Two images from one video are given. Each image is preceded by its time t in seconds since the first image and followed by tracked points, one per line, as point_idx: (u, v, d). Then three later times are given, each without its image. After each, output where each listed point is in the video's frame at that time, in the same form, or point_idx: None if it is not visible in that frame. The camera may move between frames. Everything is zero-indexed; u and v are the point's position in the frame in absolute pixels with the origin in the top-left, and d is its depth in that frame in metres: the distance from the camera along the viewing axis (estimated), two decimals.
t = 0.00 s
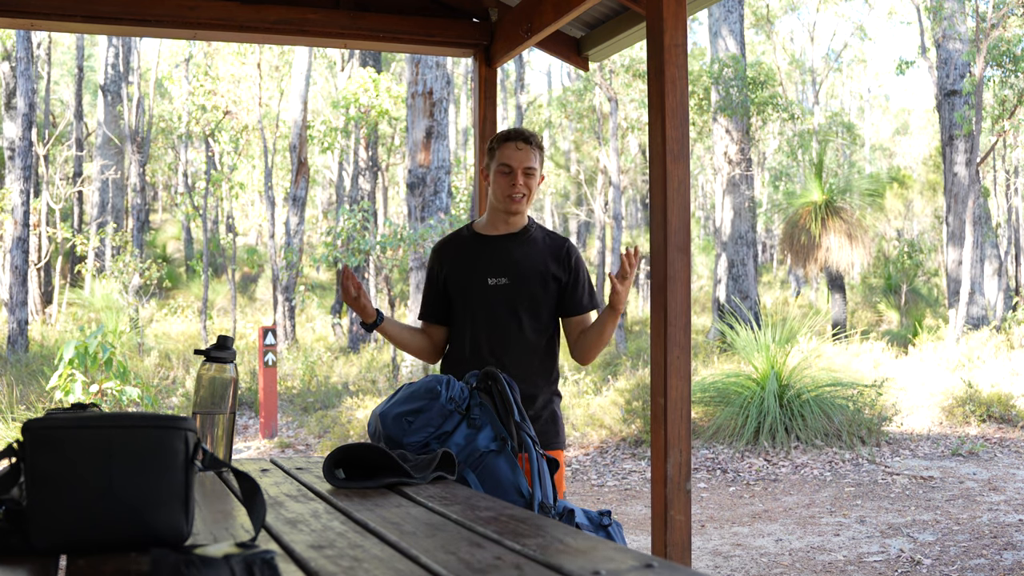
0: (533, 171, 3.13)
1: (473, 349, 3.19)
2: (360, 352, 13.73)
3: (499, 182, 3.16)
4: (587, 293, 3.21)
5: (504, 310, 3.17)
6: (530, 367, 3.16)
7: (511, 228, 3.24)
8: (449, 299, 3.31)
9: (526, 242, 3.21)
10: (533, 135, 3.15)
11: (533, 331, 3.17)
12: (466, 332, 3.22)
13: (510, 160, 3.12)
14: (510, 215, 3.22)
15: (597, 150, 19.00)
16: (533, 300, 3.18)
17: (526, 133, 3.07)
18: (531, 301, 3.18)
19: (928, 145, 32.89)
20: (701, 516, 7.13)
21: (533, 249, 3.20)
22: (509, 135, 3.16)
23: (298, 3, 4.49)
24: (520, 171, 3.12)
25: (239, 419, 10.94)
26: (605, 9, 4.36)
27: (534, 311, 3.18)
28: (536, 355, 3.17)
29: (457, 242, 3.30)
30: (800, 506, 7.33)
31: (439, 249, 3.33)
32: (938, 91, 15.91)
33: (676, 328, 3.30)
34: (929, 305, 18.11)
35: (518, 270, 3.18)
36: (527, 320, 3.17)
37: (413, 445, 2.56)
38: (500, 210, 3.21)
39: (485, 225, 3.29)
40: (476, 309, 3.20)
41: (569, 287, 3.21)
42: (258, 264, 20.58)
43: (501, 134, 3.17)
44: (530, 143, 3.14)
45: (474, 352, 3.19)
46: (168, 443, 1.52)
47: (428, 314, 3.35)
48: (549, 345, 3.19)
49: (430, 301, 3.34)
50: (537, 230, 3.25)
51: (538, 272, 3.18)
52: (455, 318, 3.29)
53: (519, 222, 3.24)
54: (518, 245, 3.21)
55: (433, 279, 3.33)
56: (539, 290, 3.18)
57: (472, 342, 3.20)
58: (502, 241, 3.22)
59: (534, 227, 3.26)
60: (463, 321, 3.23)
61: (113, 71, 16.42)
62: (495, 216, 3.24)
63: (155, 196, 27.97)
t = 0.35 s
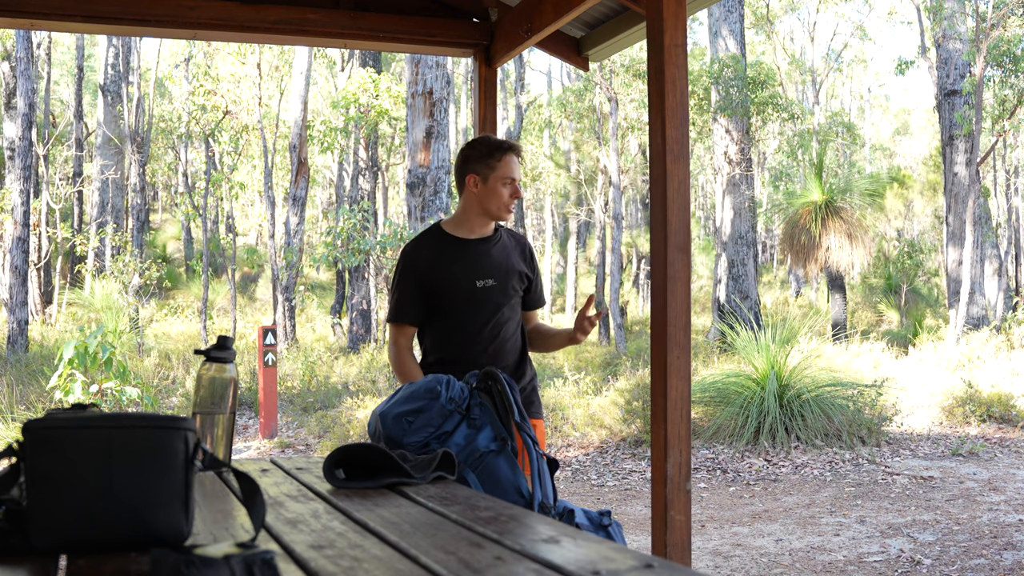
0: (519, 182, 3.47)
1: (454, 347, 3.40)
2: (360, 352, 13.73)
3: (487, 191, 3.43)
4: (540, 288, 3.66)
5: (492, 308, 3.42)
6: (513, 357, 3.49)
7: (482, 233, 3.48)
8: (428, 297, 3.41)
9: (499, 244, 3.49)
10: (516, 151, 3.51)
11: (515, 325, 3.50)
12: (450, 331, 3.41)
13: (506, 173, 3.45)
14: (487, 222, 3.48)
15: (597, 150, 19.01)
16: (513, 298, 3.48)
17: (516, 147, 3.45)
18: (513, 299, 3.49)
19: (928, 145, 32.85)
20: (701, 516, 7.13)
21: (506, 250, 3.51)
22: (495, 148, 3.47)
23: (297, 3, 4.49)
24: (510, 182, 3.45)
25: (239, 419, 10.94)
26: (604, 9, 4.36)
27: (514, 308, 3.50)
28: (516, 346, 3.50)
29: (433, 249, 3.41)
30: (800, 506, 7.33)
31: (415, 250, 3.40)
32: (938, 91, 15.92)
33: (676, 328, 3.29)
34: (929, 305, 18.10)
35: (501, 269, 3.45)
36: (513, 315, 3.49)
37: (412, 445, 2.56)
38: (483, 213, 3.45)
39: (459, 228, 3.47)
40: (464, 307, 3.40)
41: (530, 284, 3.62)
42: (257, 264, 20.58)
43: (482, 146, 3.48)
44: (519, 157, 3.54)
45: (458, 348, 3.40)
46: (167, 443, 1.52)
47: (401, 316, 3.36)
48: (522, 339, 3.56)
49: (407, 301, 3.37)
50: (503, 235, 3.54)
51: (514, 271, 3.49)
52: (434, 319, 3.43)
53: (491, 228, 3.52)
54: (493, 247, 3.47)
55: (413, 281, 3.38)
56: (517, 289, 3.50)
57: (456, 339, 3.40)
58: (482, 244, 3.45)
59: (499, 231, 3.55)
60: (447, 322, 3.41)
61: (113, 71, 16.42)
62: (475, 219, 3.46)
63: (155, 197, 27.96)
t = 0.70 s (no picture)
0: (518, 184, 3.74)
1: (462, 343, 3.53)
2: (360, 352, 13.74)
3: (496, 188, 3.64)
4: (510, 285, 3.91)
5: (500, 304, 3.59)
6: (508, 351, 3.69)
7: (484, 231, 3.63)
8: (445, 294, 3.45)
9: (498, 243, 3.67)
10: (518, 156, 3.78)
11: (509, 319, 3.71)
12: (460, 327, 3.52)
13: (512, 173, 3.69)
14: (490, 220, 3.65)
15: (598, 150, 19.03)
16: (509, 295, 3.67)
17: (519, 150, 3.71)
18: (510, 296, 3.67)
19: (929, 145, 32.85)
20: (701, 516, 7.13)
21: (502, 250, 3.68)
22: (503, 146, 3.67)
23: (298, 3, 4.49)
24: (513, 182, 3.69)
25: (239, 419, 10.94)
26: (605, 9, 4.36)
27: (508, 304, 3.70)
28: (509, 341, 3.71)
29: (451, 247, 3.46)
30: (800, 506, 7.33)
31: (435, 248, 3.42)
32: (938, 91, 15.92)
33: (676, 328, 3.29)
34: (929, 305, 18.11)
35: (503, 268, 3.62)
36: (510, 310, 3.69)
37: (413, 445, 2.56)
38: (487, 210, 3.62)
39: (465, 224, 3.56)
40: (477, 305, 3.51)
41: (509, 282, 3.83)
42: (257, 264, 20.60)
43: (490, 146, 3.66)
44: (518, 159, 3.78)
45: (468, 343, 3.53)
46: (168, 443, 1.52)
47: (423, 315, 3.33)
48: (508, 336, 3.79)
49: (431, 299, 3.37)
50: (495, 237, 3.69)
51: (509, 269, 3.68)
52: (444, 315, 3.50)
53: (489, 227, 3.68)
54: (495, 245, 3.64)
55: (435, 278, 3.40)
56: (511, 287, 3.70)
57: (467, 336, 3.53)
58: (487, 242, 3.57)
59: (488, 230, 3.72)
60: (463, 317, 3.51)
61: (113, 71, 16.42)
62: (480, 216, 3.59)
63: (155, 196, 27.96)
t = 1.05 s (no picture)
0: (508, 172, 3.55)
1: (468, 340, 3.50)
2: (360, 352, 13.74)
3: (477, 182, 3.51)
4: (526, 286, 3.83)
5: (502, 303, 3.56)
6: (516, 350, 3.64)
7: (483, 226, 3.57)
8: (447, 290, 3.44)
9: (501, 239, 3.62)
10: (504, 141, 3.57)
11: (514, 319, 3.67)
12: (463, 323, 3.49)
13: (489, 163, 3.50)
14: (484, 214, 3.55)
15: (598, 150, 19.04)
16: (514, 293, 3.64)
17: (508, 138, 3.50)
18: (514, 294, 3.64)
19: (929, 146, 32.82)
20: (701, 516, 7.13)
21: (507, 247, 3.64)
22: (479, 137, 3.53)
23: (298, 3, 4.50)
24: (497, 173, 3.50)
25: (239, 419, 10.94)
26: (605, 9, 4.36)
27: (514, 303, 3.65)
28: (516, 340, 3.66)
29: (450, 242, 3.46)
30: (800, 506, 7.33)
31: (435, 245, 3.42)
32: (938, 91, 15.92)
33: (676, 328, 3.29)
34: (929, 305, 18.12)
35: (505, 265, 3.59)
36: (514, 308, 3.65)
37: (412, 445, 2.56)
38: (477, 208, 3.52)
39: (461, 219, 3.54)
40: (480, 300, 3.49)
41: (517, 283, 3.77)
42: (258, 264, 20.61)
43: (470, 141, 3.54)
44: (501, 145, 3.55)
45: (472, 339, 3.51)
46: (167, 443, 1.52)
47: (422, 308, 3.34)
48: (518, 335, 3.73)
49: (431, 293, 3.37)
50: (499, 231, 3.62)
51: (512, 267, 3.64)
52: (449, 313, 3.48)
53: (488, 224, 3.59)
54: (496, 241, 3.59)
55: (434, 272, 3.40)
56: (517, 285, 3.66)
57: (472, 331, 3.50)
58: (483, 238, 3.54)
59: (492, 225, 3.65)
60: (465, 314, 3.49)
61: (113, 71, 16.43)
62: (470, 214, 3.53)
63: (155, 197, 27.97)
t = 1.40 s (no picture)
0: (519, 166, 3.34)
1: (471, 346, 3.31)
2: (360, 352, 13.74)
3: (485, 180, 3.34)
4: (570, 291, 3.51)
5: (509, 307, 3.32)
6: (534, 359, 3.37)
7: (503, 225, 3.38)
8: (446, 292, 3.33)
9: (524, 241, 3.38)
10: (514, 134, 3.37)
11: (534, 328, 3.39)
12: (467, 329, 3.31)
13: (495, 158, 3.32)
14: (501, 212, 3.36)
15: (598, 150, 19.05)
16: (533, 298, 3.38)
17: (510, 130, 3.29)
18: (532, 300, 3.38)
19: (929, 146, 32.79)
20: (701, 516, 7.13)
21: (530, 249, 3.39)
22: (488, 137, 3.36)
23: (298, 3, 4.50)
24: (505, 168, 3.32)
25: (239, 419, 10.94)
26: (604, 9, 4.36)
27: (535, 310, 3.40)
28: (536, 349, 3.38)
29: (454, 241, 3.32)
30: (800, 506, 7.33)
31: (438, 246, 3.31)
32: (938, 91, 15.90)
33: (676, 328, 3.29)
34: (929, 305, 18.13)
35: (522, 266, 3.35)
36: (532, 314, 3.38)
37: (412, 445, 2.56)
38: (492, 208, 3.35)
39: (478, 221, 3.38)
40: (483, 305, 3.30)
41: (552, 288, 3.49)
42: (258, 264, 20.62)
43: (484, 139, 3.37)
44: (510, 139, 3.35)
45: (473, 347, 3.31)
46: (167, 443, 1.52)
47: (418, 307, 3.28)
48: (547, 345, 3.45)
49: (425, 293, 3.29)
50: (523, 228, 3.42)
51: (537, 271, 3.39)
52: (454, 317, 3.33)
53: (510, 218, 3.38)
54: (516, 243, 3.36)
55: (431, 271, 3.30)
56: (539, 289, 3.40)
57: (473, 337, 3.31)
58: (498, 239, 3.34)
59: (520, 224, 3.43)
60: (468, 317, 3.31)
61: (113, 71, 16.43)
62: (487, 215, 3.37)
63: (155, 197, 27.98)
